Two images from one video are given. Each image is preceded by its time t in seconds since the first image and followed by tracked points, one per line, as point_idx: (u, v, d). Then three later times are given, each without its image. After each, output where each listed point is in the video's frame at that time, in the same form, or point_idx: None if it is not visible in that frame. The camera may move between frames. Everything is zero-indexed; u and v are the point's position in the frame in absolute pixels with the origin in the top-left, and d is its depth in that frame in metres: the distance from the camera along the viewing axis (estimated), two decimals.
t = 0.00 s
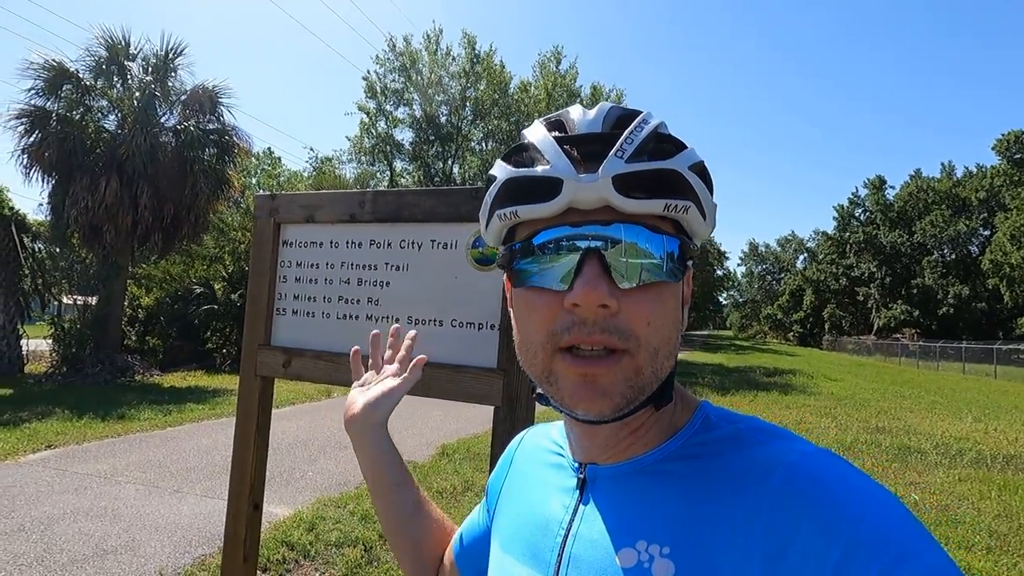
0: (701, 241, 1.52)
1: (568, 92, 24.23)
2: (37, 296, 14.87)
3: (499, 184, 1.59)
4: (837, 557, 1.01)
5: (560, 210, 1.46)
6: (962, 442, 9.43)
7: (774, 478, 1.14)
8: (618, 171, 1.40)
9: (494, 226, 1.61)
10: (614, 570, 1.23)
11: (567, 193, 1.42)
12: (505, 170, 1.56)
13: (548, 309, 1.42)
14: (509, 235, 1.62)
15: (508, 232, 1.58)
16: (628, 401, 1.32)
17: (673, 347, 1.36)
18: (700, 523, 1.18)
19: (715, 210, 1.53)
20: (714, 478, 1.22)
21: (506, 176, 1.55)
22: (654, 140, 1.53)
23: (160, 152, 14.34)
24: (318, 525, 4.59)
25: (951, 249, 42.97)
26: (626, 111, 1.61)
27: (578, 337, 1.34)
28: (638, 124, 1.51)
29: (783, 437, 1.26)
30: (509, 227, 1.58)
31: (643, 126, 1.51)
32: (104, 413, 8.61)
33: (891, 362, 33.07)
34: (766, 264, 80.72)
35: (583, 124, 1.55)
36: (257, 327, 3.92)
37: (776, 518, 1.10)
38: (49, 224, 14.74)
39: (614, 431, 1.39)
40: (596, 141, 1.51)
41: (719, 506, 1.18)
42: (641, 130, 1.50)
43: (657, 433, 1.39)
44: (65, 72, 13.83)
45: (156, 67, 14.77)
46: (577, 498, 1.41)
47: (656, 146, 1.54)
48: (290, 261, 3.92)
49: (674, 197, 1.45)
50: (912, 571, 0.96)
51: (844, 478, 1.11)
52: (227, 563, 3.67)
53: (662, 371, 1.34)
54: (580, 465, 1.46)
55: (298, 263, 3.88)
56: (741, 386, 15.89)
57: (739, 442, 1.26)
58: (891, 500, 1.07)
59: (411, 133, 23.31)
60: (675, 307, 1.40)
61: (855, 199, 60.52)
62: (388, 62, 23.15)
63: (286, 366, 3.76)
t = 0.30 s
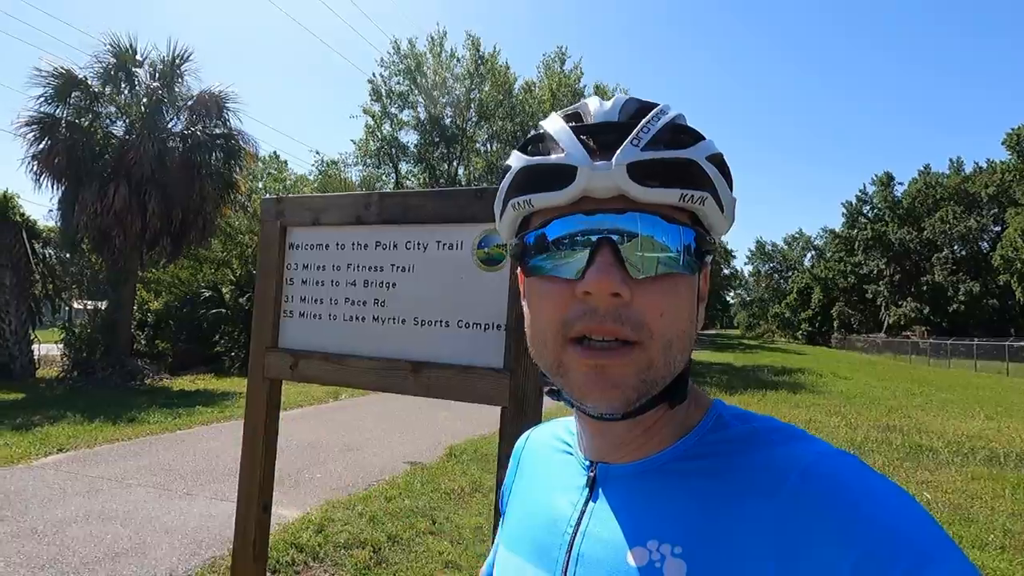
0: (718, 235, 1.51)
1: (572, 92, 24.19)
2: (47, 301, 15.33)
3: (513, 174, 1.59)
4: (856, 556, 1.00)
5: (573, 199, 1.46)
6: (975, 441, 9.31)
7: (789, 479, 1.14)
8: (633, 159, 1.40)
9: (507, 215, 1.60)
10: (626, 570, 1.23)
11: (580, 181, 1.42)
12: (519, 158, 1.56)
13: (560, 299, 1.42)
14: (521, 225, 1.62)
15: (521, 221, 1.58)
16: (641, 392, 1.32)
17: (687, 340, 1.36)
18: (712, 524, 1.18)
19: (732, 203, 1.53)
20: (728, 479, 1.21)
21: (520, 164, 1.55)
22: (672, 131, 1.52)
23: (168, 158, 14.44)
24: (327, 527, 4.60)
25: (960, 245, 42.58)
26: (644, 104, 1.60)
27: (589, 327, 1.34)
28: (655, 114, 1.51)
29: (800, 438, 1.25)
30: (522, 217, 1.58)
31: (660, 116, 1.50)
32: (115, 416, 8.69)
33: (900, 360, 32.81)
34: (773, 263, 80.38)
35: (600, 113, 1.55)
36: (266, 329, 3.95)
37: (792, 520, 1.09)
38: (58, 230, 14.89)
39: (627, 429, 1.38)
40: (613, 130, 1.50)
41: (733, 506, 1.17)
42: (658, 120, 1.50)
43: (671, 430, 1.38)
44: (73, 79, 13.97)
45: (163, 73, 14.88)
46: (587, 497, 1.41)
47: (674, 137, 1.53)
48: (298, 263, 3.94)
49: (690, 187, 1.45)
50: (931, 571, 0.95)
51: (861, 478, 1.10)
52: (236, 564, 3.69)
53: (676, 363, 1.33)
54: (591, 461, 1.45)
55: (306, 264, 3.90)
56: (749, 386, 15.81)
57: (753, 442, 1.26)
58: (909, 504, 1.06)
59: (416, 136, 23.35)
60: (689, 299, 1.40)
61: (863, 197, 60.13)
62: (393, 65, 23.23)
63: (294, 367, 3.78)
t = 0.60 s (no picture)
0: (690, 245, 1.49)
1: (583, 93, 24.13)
2: (67, 305, 15.55)
3: (484, 176, 1.57)
4: (828, 557, 1.01)
5: (541, 205, 1.44)
6: (994, 444, 9.13)
7: (756, 486, 1.13)
8: (602, 167, 1.38)
9: (478, 218, 1.59)
10: None
11: (547, 187, 1.41)
12: (491, 161, 1.55)
13: (525, 305, 1.40)
14: (493, 228, 1.61)
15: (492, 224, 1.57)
16: (603, 401, 1.30)
17: (652, 350, 1.35)
18: (678, 530, 1.16)
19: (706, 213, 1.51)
20: (694, 485, 1.20)
21: (491, 167, 1.53)
22: (645, 137, 1.49)
23: (182, 163, 14.66)
24: (336, 529, 4.63)
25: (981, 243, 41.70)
26: (620, 110, 1.57)
27: (552, 333, 1.33)
28: (629, 122, 1.48)
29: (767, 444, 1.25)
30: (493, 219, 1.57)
31: (633, 124, 1.48)
32: (130, 418, 8.82)
33: (920, 361, 32.25)
34: (789, 263, 79.60)
35: (573, 119, 1.52)
36: (272, 333, 3.97)
37: (757, 525, 1.09)
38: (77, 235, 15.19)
39: (593, 435, 1.36)
40: (585, 136, 1.48)
41: (700, 511, 1.16)
42: (630, 127, 1.47)
43: (638, 439, 1.36)
44: (91, 87, 14.19)
45: (178, 79, 15.07)
46: (553, 503, 1.39)
47: (648, 144, 1.50)
48: (303, 267, 3.96)
49: (661, 196, 1.42)
50: None
51: (827, 484, 1.11)
52: (245, 566, 3.72)
53: (640, 373, 1.32)
54: (559, 468, 1.43)
55: (312, 268, 3.92)
56: (762, 387, 15.66)
57: (720, 447, 1.25)
58: (873, 511, 1.07)
59: (427, 138, 23.44)
60: (656, 308, 1.38)
61: (880, 195, 59.32)
62: (404, 68, 23.34)
63: (300, 371, 3.80)
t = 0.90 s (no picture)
0: (640, 247, 1.48)
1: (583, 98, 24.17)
2: (71, 312, 15.59)
3: (443, 172, 1.58)
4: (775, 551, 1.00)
5: (498, 198, 1.44)
6: (1000, 446, 9.02)
7: (705, 485, 1.13)
8: (555, 162, 1.38)
9: (436, 214, 1.59)
10: None
11: (504, 179, 1.40)
12: (451, 155, 1.55)
13: (478, 297, 1.38)
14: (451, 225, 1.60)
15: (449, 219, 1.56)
16: (554, 394, 1.28)
17: (603, 346, 1.33)
18: (630, 528, 1.15)
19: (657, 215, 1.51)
20: (646, 485, 1.19)
21: (450, 161, 1.54)
22: (599, 138, 1.49)
23: (185, 170, 14.77)
24: (333, 535, 4.61)
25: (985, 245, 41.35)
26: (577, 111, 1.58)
27: (503, 325, 1.30)
28: (584, 121, 1.49)
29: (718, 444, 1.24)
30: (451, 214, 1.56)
31: (589, 124, 1.48)
32: (131, 425, 8.86)
33: (927, 363, 31.95)
34: (794, 266, 79.27)
35: (529, 118, 1.53)
36: (266, 338, 3.97)
37: (707, 523, 1.09)
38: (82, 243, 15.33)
39: (546, 435, 1.35)
40: (541, 135, 1.49)
41: (650, 510, 1.15)
42: (586, 127, 1.47)
43: (590, 440, 1.35)
44: (95, 96, 14.35)
45: (180, 88, 15.22)
46: (507, 505, 1.37)
47: (602, 145, 1.50)
48: (297, 272, 3.96)
49: (612, 194, 1.42)
50: None
51: (773, 481, 1.11)
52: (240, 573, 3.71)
53: (591, 368, 1.30)
54: (512, 470, 1.41)
55: (305, 273, 3.92)
56: (765, 391, 15.57)
57: (671, 448, 1.25)
58: (815, 510, 1.08)
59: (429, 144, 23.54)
60: (608, 305, 1.37)
61: (885, 197, 59.04)
62: (406, 75, 23.47)
63: (293, 377, 3.79)
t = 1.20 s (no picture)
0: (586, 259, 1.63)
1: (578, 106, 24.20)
2: (65, 321, 15.61)
3: (457, 173, 1.43)
4: (685, 552, 1.07)
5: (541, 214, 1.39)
6: (996, 452, 8.94)
7: (626, 478, 1.20)
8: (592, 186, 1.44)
9: (439, 218, 1.43)
10: None
11: (558, 197, 1.37)
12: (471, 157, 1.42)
13: (521, 321, 1.30)
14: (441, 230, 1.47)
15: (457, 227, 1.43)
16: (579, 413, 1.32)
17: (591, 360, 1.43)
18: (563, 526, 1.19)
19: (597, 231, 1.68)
20: (567, 493, 1.24)
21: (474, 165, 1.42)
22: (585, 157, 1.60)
23: (180, 179, 14.83)
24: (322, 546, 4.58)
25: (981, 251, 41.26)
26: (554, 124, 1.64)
27: (553, 351, 1.27)
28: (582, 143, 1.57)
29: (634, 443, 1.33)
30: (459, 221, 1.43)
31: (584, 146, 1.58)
32: (121, 435, 8.81)
33: (924, 369, 31.81)
34: (792, 273, 79.10)
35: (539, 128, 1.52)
36: (250, 346, 3.95)
37: (631, 515, 1.14)
38: (76, 252, 15.33)
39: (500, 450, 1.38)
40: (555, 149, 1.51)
41: (580, 507, 1.20)
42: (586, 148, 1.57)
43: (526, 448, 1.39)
44: (89, 105, 14.43)
45: (176, 97, 15.28)
46: (436, 516, 1.39)
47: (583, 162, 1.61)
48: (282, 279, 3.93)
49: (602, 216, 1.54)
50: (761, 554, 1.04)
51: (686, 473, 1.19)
52: None
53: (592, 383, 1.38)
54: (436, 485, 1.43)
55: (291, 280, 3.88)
56: (760, 397, 15.49)
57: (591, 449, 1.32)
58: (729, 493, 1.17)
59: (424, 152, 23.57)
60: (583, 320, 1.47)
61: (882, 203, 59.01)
62: (402, 83, 23.54)
63: (277, 385, 3.76)
